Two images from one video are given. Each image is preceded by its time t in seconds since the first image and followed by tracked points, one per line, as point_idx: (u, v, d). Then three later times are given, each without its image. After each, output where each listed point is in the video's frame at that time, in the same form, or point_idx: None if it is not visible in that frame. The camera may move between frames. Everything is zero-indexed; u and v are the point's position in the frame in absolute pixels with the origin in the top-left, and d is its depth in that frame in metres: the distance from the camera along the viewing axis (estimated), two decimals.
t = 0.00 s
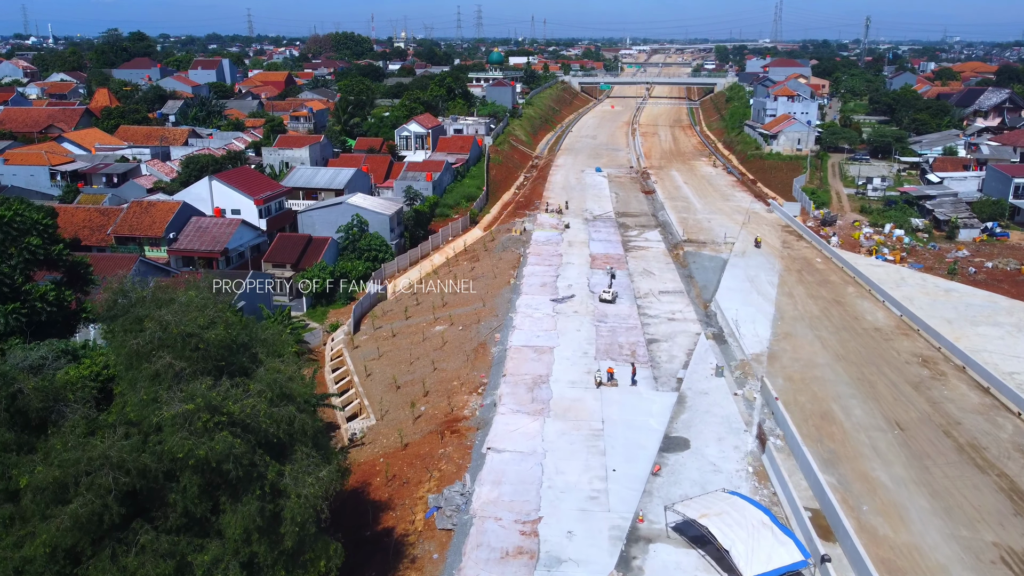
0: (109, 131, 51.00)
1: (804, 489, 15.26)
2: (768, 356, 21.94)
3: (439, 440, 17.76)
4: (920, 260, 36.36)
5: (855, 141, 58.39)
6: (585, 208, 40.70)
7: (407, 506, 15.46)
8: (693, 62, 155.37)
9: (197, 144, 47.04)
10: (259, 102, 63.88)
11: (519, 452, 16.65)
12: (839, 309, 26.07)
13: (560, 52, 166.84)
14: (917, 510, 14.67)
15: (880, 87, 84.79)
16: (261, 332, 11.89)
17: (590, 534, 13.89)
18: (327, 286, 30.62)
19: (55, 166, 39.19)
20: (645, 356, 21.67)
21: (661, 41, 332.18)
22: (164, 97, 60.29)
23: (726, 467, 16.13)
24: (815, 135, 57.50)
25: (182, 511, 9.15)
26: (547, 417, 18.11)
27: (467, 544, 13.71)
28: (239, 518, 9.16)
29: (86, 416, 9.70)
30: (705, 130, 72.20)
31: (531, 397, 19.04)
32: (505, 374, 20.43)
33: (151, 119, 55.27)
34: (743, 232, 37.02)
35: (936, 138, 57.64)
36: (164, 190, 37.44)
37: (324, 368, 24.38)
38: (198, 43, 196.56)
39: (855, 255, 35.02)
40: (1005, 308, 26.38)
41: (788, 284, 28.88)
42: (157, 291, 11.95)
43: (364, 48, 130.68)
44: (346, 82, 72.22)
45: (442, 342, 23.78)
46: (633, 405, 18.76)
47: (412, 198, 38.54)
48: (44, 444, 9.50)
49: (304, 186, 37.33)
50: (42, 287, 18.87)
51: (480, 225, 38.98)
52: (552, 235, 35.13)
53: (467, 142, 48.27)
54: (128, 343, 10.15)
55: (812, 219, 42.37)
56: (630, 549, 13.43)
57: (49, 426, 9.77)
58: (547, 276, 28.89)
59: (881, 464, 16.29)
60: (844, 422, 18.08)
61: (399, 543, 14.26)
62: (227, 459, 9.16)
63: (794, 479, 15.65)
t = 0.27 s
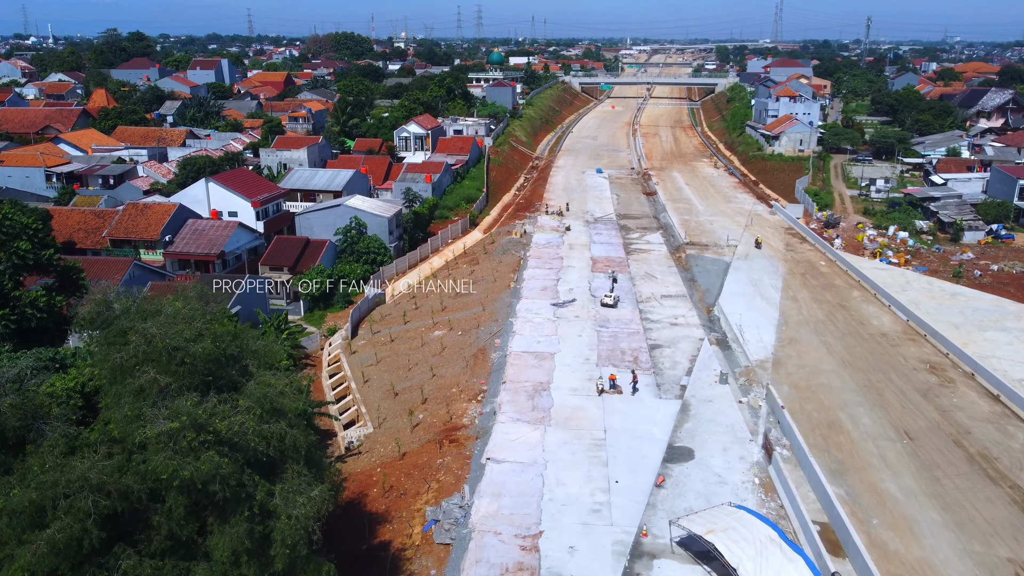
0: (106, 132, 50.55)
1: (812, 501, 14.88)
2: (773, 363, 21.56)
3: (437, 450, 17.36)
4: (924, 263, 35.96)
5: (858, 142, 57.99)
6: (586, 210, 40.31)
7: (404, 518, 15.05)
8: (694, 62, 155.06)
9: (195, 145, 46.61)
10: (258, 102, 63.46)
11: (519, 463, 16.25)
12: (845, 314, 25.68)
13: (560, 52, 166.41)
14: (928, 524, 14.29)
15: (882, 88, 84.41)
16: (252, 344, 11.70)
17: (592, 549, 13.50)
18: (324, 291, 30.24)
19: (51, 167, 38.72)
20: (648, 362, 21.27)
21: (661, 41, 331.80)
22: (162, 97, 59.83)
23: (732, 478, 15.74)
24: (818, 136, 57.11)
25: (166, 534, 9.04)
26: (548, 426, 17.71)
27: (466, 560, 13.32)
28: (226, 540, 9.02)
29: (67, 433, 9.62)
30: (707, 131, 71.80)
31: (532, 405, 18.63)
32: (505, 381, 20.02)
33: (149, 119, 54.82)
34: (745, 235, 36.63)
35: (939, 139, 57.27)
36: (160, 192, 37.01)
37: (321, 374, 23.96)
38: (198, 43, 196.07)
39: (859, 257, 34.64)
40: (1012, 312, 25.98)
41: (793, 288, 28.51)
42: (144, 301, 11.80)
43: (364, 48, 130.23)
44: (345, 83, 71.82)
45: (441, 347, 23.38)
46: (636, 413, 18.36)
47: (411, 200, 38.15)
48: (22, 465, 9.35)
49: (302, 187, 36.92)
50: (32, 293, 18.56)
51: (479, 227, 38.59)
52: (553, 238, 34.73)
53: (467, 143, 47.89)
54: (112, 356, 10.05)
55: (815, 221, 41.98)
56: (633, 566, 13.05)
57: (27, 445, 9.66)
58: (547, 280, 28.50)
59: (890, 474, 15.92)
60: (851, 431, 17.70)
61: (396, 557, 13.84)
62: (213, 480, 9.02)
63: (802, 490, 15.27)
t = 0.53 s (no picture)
0: (103, 133, 50.00)
1: (820, 515, 14.48)
2: (778, 370, 21.15)
3: (435, 460, 16.94)
4: (929, 265, 35.54)
5: (861, 143, 57.55)
6: (587, 212, 39.90)
7: (401, 532, 14.62)
8: (695, 63, 154.69)
9: (193, 146, 46.11)
10: (256, 103, 63.00)
11: (520, 474, 15.83)
12: (850, 319, 25.27)
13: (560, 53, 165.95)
14: (941, 539, 13.89)
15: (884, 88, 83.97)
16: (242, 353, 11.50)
17: (595, 566, 13.10)
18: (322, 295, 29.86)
19: (46, 169, 37.87)
20: (651, 368, 20.86)
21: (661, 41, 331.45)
22: (160, 97, 59.31)
23: (738, 491, 15.33)
24: (820, 136, 56.70)
25: (148, 559, 9.02)
26: (549, 436, 17.30)
27: None
28: (212, 564, 8.97)
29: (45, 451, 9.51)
30: (708, 131, 71.38)
31: (532, 414, 18.20)
32: (505, 388, 19.60)
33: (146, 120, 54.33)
34: (748, 237, 36.20)
35: (943, 140, 56.86)
36: (156, 193, 36.54)
37: (318, 380, 23.52)
38: (197, 43, 195.59)
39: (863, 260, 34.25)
40: (1021, 317, 25.56)
41: (797, 293, 28.10)
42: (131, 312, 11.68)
43: (364, 48, 129.77)
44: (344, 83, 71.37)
45: (439, 353, 22.95)
46: (639, 422, 17.94)
47: (411, 202, 37.74)
48: None
49: (300, 189, 36.49)
50: (20, 298, 18.06)
51: (479, 229, 38.17)
52: (553, 240, 34.33)
53: (466, 144, 47.50)
54: (93, 372, 9.95)
55: (818, 223, 41.57)
56: None
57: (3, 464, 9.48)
58: (548, 284, 28.09)
59: (901, 487, 15.52)
60: (860, 440, 17.29)
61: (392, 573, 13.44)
62: (196, 504, 8.91)
63: (810, 503, 14.87)
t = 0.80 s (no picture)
0: (99, 134, 49.47)
1: (830, 530, 14.06)
2: (784, 378, 20.73)
3: (433, 471, 16.50)
4: (935, 268, 35.08)
5: (864, 144, 57.09)
6: (588, 214, 39.45)
7: (397, 547, 14.18)
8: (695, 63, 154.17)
9: (190, 147, 45.57)
10: (255, 103, 62.52)
11: (520, 487, 15.40)
12: (856, 324, 24.84)
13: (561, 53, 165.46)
14: (955, 556, 13.48)
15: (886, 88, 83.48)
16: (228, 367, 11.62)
17: None
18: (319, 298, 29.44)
19: (40, 171, 37.17)
20: (654, 376, 20.41)
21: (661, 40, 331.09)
22: (157, 98, 58.77)
23: (744, 505, 14.90)
24: (822, 137, 56.24)
25: None
26: (550, 446, 16.86)
27: None
28: None
29: (18, 473, 9.32)
30: (709, 132, 70.91)
31: (533, 424, 17.76)
32: (504, 397, 19.15)
33: (143, 121, 53.82)
34: (752, 240, 35.75)
35: (946, 141, 56.41)
36: (152, 196, 36.04)
37: (314, 387, 23.06)
38: (197, 44, 195.00)
39: (867, 263, 33.84)
40: None
41: (802, 298, 27.67)
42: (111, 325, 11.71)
43: (364, 49, 129.21)
44: (344, 84, 70.89)
45: (438, 360, 22.50)
46: (643, 432, 17.50)
47: (409, 204, 37.27)
48: None
49: (297, 191, 36.03)
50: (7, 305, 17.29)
51: (478, 232, 37.73)
52: (554, 243, 33.89)
53: (466, 145, 47.06)
54: (70, 390, 9.97)
55: (822, 226, 41.13)
56: None
57: None
58: (548, 288, 27.66)
59: (912, 500, 15.09)
60: (869, 451, 16.86)
61: None
62: (178, 533, 8.89)
63: (819, 517, 14.45)
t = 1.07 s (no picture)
0: (95, 135, 48.94)
1: (840, 546, 13.63)
2: (790, 386, 20.30)
3: (430, 483, 16.04)
4: (940, 272, 34.63)
5: (866, 145, 56.64)
6: (588, 216, 39.03)
7: (393, 563, 13.73)
8: (696, 63, 153.95)
9: (187, 148, 45.01)
10: (253, 104, 62.05)
11: (520, 501, 14.94)
12: (863, 330, 24.40)
13: (561, 53, 164.94)
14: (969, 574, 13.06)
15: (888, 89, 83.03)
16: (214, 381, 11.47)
17: None
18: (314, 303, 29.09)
19: (34, 172, 36.61)
20: (656, 384, 19.98)
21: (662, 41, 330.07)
22: (155, 98, 58.28)
23: (751, 519, 14.45)
24: (825, 138, 55.80)
25: None
26: (551, 458, 16.42)
27: None
28: None
29: None
30: (711, 133, 70.48)
31: (533, 434, 17.30)
32: (504, 406, 18.70)
33: (140, 122, 53.33)
34: (755, 243, 35.31)
35: (949, 142, 55.96)
36: (148, 197, 35.54)
37: (310, 394, 22.60)
38: (197, 44, 194.66)
39: (872, 267, 33.41)
40: None
41: (806, 303, 27.24)
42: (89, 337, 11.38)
43: (364, 49, 128.73)
44: (343, 84, 70.47)
45: (436, 366, 22.02)
46: (646, 443, 17.04)
47: (408, 206, 36.74)
48: None
49: (295, 193, 35.57)
50: None
51: (478, 234, 37.29)
52: (554, 246, 33.45)
53: (466, 146, 46.63)
54: (46, 410, 9.63)
55: (825, 228, 40.70)
56: None
57: None
58: (549, 292, 27.22)
59: (924, 515, 14.66)
60: (878, 463, 16.42)
61: None
62: (155, 565, 8.57)
63: (829, 532, 14.01)
